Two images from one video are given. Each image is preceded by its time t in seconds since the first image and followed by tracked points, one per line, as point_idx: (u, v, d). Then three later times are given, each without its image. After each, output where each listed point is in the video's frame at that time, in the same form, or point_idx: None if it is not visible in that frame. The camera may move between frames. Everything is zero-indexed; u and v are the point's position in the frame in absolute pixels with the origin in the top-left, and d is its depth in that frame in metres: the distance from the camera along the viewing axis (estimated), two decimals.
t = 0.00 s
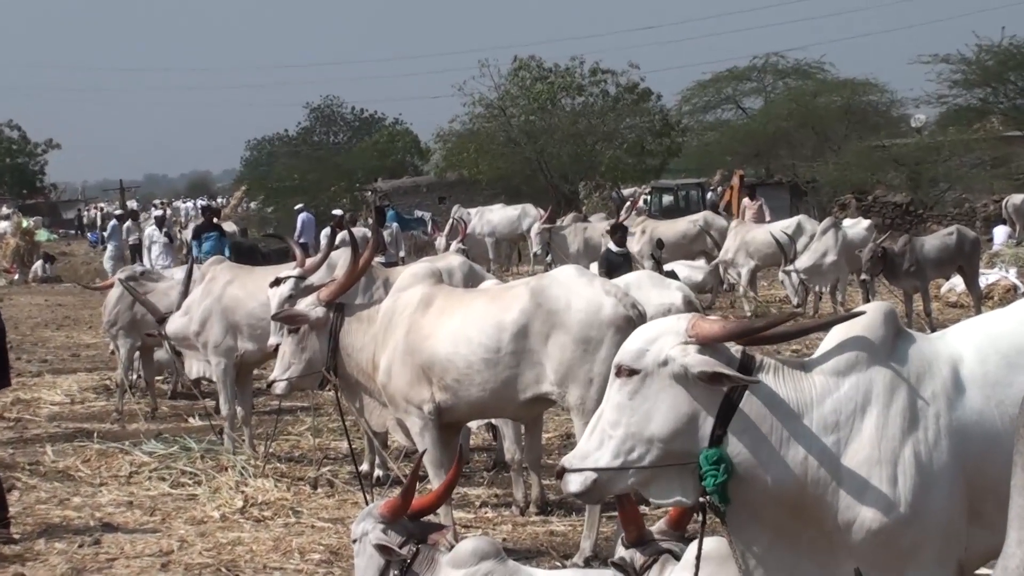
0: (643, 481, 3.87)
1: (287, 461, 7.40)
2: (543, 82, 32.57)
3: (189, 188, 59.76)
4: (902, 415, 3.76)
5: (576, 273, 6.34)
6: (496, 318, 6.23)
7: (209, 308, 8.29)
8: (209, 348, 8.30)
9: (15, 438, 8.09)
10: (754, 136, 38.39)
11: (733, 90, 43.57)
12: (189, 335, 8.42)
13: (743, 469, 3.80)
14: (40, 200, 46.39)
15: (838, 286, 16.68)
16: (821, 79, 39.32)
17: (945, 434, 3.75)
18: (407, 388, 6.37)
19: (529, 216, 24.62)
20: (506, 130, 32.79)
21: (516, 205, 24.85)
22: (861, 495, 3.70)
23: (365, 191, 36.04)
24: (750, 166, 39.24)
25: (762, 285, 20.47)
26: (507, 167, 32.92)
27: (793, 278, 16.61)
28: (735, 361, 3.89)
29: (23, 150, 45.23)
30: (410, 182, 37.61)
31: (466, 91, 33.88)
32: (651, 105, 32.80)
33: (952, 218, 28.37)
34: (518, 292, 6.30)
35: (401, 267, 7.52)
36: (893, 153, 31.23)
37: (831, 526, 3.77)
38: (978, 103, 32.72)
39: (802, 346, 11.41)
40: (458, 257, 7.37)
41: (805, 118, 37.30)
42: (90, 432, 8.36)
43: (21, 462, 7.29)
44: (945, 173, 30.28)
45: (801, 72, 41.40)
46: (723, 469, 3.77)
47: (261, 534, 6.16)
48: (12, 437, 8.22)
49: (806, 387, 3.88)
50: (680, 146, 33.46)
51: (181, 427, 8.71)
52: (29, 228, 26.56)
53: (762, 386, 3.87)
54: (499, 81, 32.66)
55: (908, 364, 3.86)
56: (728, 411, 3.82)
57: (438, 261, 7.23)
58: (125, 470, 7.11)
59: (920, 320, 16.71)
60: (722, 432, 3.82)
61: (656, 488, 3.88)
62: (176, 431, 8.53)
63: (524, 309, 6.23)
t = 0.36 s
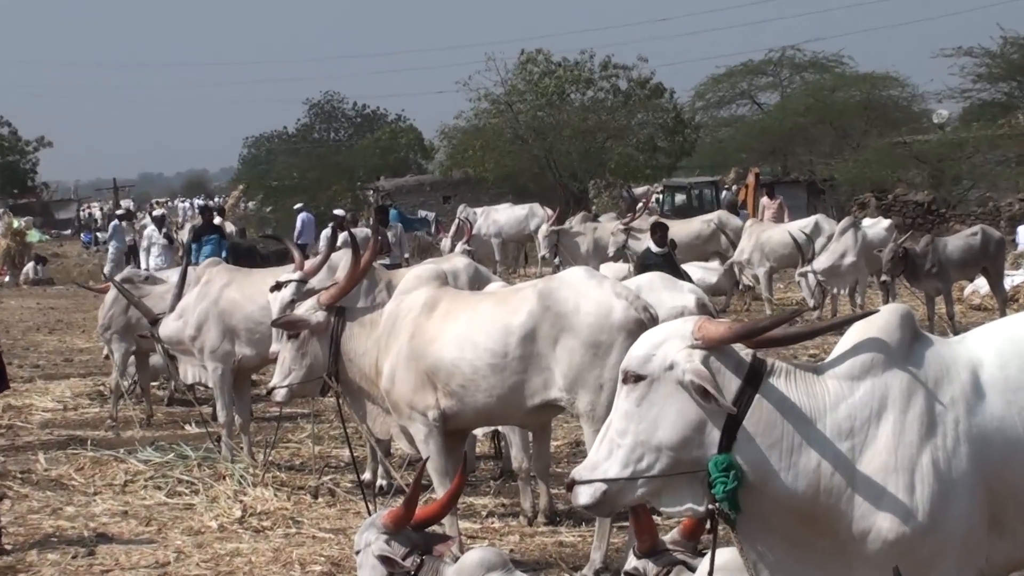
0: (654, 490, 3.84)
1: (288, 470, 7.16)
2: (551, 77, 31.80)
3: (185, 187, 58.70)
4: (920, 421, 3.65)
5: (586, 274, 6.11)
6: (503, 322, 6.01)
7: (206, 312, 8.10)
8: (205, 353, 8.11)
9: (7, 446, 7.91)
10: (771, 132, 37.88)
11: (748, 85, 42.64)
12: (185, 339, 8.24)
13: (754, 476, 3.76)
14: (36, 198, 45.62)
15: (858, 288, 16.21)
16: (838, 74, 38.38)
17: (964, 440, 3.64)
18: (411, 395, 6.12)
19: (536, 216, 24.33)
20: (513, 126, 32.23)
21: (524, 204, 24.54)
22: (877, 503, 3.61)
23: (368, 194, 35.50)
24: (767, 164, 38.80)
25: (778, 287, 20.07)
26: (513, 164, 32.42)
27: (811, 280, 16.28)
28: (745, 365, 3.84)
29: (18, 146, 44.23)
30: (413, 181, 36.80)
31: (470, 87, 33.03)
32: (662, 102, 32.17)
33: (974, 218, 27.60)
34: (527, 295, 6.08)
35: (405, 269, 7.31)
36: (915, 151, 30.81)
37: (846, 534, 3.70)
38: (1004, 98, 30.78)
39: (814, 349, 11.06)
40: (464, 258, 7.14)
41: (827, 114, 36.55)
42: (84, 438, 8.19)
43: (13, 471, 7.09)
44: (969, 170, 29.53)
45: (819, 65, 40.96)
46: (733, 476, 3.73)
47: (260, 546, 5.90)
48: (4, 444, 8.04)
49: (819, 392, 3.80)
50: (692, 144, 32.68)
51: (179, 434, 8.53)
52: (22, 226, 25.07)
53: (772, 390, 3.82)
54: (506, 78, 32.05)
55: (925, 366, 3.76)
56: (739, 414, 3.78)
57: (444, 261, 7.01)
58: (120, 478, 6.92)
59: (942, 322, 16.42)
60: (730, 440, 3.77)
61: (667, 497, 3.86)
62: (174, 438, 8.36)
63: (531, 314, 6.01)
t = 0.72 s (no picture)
0: (672, 496, 3.70)
1: (295, 477, 6.94)
2: (564, 70, 31.04)
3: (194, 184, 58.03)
4: (947, 425, 3.49)
5: (604, 273, 5.90)
6: (519, 322, 5.80)
7: (209, 313, 7.90)
8: (209, 356, 7.92)
9: (4, 452, 7.71)
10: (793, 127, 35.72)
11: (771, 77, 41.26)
12: (190, 342, 8.04)
13: (773, 482, 3.59)
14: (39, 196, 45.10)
15: (886, 285, 15.84)
16: (864, 65, 37.05)
17: (994, 444, 3.48)
18: (423, 399, 5.90)
19: (552, 213, 23.75)
20: (528, 120, 31.40)
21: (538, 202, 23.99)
22: (903, 512, 3.45)
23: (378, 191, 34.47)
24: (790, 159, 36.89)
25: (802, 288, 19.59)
26: (526, 160, 31.55)
27: (835, 276, 15.94)
28: (765, 367, 3.65)
29: (20, 143, 43.63)
30: (425, 177, 34.52)
31: (480, 80, 31.94)
32: (682, 94, 30.95)
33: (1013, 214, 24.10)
34: (543, 294, 5.87)
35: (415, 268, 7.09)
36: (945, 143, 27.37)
37: (870, 543, 3.53)
38: None
39: (834, 351, 10.70)
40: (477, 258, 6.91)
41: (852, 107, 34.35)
42: (84, 445, 8.00)
43: (12, 478, 6.90)
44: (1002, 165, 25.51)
45: (845, 56, 40.07)
46: (752, 483, 3.57)
47: (267, 554, 5.68)
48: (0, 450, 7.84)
49: (841, 396, 3.65)
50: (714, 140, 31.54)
51: (182, 439, 8.33)
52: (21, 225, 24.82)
53: (793, 393, 3.66)
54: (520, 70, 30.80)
55: (953, 367, 3.59)
56: (756, 419, 3.63)
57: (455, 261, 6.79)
58: (122, 486, 6.71)
59: (971, 323, 16.01)
60: (749, 444, 3.62)
61: (684, 504, 3.74)
62: (177, 444, 8.17)
63: (547, 314, 5.80)
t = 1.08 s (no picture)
0: (699, 506, 3.53)
1: (309, 485, 6.73)
2: (586, 61, 27.79)
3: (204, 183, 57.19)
4: (982, 431, 3.39)
5: (628, 274, 5.69)
6: (540, 324, 5.60)
7: (219, 316, 7.71)
8: (219, 361, 7.72)
9: (8, 460, 7.51)
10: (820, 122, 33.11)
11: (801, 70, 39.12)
12: (200, 346, 7.85)
13: (804, 491, 3.43)
14: (43, 194, 44.52)
15: (921, 286, 15.33)
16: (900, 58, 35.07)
17: None
18: (442, 404, 5.69)
19: (574, 212, 23.00)
20: (549, 116, 28.24)
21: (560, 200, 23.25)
22: (938, 520, 3.34)
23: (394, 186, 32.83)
24: (821, 155, 35.28)
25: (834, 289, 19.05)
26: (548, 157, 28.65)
27: (869, 276, 15.49)
28: (792, 372, 3.49)
29: (23, 140, 42.98)
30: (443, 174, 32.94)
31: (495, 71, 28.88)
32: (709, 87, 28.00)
33: None
34: (564, 295, 5.67)
35: (434, 268, 6.87)
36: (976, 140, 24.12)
37: (903, 553, 3.41)
38: None
39: (865, 357, 10.36)
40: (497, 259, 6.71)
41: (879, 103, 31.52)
42: (91, 452, 7.80)
43: (16, 487, 6.70)
44: None
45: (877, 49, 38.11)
46: (780, 491, 3.42)
47: (280, 565, 5.46)
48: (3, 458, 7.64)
49: (872, 400, 3.50)
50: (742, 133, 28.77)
51: (192, 447, 8.12)
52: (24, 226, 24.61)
53: (822, 397, 3.50)
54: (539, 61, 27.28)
55: (988, 370, 3.49)
56: (784, 426, 3.46)
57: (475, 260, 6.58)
58: (129, 495, 6.51)
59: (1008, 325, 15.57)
60: (777, 450, 3.46)
61: (711, 515, 3.55)
62: (186, 452, 7.96)
63: (569, 317, 5.59)
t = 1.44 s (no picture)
0: (731, 519, 3.56)
1: (328, 496, 6.53)
2: (615, 58, 26.92)
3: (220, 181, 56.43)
4: None
5: (658, 277, 5.47)
6: (567, 330, 5.38)
7: (235, 320, 7.52)
8: (235, 366, 7.52)
9: (16, 470, 7.33)
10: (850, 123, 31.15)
11: (839, 67, 37.22)
12: (214, 352, 7.65)
13: (841, 503, 3.46)
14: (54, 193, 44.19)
15: (961, 291, 14.87)
16: (942, 54, 33.43)
17: None
18: (466, 412, 5.49)
19: (603, 212, 22.11)
20: (577, 113, 27.35)
21: (589, 200, 22.35)
22: (981, 532, 3.39)
23: (414, 184, 31.69)
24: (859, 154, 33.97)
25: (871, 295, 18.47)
26: (578, 155, 27.54)
27: (906, 281, 14.97)
28: (830, 378, 3.51)
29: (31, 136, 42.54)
30: (467, 173, 32.06)
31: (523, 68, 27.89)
32: (743, 83, 26.71)
33: None
34: (592, 299, 5.45)
35: (458, 270, 6.65)
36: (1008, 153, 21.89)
37: (943, 565, 3.46)
38: None
39: (902, 363, 10.09)
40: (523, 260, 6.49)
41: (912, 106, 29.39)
42: (102, 461, 7.61)
43: (25, 497, 6.50)
44: None
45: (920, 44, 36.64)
46: (818, 502, 3.45)
47: None
48: (10, 467, 7.46)
49: (913, 410, 3.53)
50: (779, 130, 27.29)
51: (207, 456, 7.92)
52: (33, 227, 24.44)
53: (861, 405, 3.52)
54: (568, 55, 26.46)
55: None
56: (822, 434, 3.48)
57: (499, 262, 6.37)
58: (142, 506, 6.31)
59: None
60: (816, 459, 3.48)
61: (745, 527, 3.58)
62: (199, 461, 7.76)
63: (598, 321, 5.37)
